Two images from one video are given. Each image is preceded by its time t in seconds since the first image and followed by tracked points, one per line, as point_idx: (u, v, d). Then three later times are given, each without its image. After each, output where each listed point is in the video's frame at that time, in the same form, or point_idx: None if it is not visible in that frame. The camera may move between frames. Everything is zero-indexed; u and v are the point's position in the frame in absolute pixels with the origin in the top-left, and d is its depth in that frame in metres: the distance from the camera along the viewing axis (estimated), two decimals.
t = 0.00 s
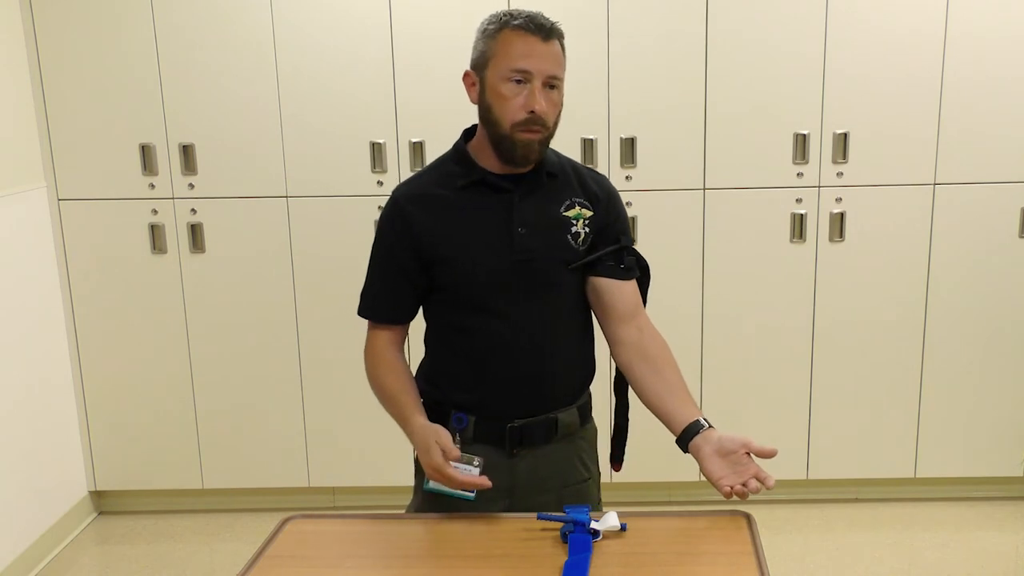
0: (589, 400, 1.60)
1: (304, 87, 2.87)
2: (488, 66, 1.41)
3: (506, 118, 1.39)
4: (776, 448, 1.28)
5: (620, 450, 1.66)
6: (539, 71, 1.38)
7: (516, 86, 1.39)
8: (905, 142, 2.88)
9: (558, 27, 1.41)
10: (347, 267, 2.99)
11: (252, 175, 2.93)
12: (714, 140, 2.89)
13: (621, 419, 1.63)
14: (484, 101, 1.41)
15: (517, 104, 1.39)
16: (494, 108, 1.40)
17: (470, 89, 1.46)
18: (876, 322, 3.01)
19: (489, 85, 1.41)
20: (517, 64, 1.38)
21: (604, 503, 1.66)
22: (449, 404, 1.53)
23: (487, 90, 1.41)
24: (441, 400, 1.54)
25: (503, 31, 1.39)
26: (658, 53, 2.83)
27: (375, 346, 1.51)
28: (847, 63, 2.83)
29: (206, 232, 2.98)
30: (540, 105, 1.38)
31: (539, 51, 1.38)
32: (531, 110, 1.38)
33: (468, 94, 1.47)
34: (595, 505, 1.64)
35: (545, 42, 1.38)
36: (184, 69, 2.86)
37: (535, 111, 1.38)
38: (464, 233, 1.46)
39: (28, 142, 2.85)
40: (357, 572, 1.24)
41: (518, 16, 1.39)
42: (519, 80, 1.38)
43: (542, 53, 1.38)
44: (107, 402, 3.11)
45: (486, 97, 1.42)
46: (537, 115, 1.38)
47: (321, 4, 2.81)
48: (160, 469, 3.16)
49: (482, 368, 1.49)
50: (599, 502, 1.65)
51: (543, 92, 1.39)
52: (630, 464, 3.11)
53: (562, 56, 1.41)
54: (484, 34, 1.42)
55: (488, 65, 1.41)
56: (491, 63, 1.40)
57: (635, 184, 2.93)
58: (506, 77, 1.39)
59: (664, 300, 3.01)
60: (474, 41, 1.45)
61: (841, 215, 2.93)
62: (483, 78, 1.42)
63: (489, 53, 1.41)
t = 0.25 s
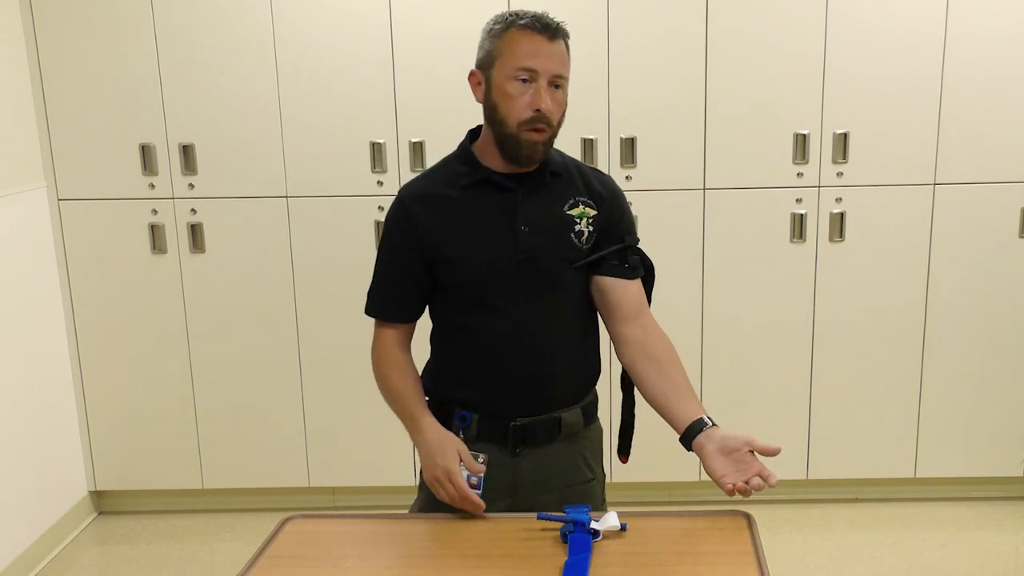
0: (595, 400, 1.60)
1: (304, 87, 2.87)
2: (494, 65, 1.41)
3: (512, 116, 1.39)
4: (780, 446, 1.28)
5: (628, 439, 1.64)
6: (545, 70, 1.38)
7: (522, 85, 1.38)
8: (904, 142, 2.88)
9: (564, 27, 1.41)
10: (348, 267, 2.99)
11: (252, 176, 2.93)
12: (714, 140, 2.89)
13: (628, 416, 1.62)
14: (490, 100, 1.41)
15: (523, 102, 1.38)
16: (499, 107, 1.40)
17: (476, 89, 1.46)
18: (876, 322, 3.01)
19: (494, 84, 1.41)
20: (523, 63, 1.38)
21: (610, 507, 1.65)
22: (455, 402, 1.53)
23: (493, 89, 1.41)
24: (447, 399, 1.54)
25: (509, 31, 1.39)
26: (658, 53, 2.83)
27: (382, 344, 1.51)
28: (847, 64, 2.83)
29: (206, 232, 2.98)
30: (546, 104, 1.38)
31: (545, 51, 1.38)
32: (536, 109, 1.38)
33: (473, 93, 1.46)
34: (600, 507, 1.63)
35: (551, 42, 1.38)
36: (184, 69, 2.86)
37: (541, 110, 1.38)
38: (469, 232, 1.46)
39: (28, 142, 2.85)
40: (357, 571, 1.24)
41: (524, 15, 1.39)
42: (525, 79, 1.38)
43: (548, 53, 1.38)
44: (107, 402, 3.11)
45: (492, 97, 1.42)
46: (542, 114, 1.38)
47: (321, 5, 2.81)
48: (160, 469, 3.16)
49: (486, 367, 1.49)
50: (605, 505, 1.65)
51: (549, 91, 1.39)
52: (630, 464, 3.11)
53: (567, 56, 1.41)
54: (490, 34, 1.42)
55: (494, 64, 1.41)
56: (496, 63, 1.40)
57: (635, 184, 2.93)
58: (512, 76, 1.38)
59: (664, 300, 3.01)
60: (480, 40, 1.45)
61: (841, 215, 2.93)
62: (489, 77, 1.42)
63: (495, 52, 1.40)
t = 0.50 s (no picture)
0: (599, 399, 1.59)
1: (304, 87, 2.87)
2: (499, 65, 1.41)
3: (516, 116, 1.39)
4: (780, 446, 1.28)
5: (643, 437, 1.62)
6: (549, 70, 1.38)
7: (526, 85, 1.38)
8: (904, 143, 2.88)
9: (568, 27, 1.41)
10: (348, 267, 2.99)
11: (252, 176, 2.93)
12: (714, 140, 2.89)
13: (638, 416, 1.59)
14: (494, 100, 1.41)
15: (526, 102, 1.38)
16: (503, 107, 1.40)
17: (481, 88, 1.47)
18: (876, 322, 3.01)
19: (499, 84, 1.41)
20: (528, 63, 1.38)
21: (612, 506, 1.65)
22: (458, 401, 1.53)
23: (497, 88, 1.41)
24: (451, 398, 1.54)
25: (514, 31, 1.39)
26: (658, 53, 2.83)
27: (388, 342, 1.52)
28: (847, 63, 2.83)
29: (206, 232, 2.98)
30: (550, 103, 1.38)
31: (549, 51, 1.38)
32: (541, 108, 1.38)
33: (479, 93, 1.47)
34: (602, 507, 1.63)
35: (556, 42, 1.38)
36: (184, 70, 2.86)
37: (545, 110, 1.38)
38: (472, 231, 1.46)
39: (28, 142, 2.86)
40: (357, 572, 1.24)
41: (529, 16, 1.40)
42: (530, 79, 1.38)
43: (552, 53, 1.38)
44: (107, 401, 3.12)
45: (496, 96, 1.41)
46: (547, 113, 1.38)
47: (321, 4, 2.81)
48: (160, 469, 3.16)
49: (489, 366, 1.49)
50: (607, 505, 1.65)
51: (553, 91, 1.39)
52: (630, 464, 3.11)
53: (572, 56, 1.41)
54: (495, 34, 1.43)
55: (499, 64, 1.41)
56: (501, 62, 1.40)
57: (635, 184, 2.93)
58: (517, 76, 1.39)
59: (664, 299, 3.01)
60: (485, 40, 1.45)
61: (841, 215, 2.93)
62: (494, 77, 1.42)
63: (500, 52, 1.41)
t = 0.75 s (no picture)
0: (600, 400, 1.59)
1: (304, 87, 2.87)
2: (500, 66, 1.41)
3: (516, 116, 1.39)
4: (777, 450, 1.28)
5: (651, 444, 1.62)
6: (550, 71, 1.38)
7: (526, 86, 1.38)
8: (904, 143, 2.88)
9: (569, 28, 1.41)
10: (348, 267, 2.99)
11: (252, 175, 2.93)
12: (714, 140, 2.89)
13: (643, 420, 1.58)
14: (495, 100, 1.41)
15: (527, 103, 1.38)
16: (504, 108, 1.40)
17: (482, 89, 1.46)
18: (876, 322, 3.01)
19: (499, 84, 1.41)
20: (528, 63, 1.37)
21: (612, 507, 1.65)
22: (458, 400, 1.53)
23: (498, 89, 1.41)
24: (452, 397, 1.54)
25: (515, 32, 1.39)
26: (658, 53, 2.83)
27: (390, 340, 1.52)
28: (847, 63, 2.83)
29: (206, 232, 2.98)
30: (550, 104, 1.38)
31: (550, 51, 1.37)
32: (540, 109, 1.38)
33: (480, 93, 1.46)
34: (602, 507, 1.63)
35: (556, 43, 1.38)
36: (184, 69, 2.86)
37: (544, 111, 1.38)
38: (473, 231, 1.46)
39: (28, 142, 2.85)
40: (356, 571, 1.24)
41: (529, 17, 1.39)
42: (530, 80, 1.38)
43: (553, 54, 1.37)
44: (107, 401, 3.11)
45: (497, 96, 1.41)
46: (546, 114, 1.38)
47: (321, 4, 2.81)
48: (160, 469, 3.16)
49: (489, 366, 1.49)
50: (607, 505, 1.65)
51: (553, 92, 1.39)
52: (630, 465, 3.11)
53: (573, 57, 1.41)
54: (496, 34, 1.42)
55: (499, 64, 1.41)
56: (502, 63, 1.40)
57: (635, 184, 2.93)
58: (517, 77, 1.38)
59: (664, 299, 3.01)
60: (486, 40, 1.45)
61: (841, 215, 2.93)
62: (495, 77, 1.42)
63: (501, 52, 1.41)
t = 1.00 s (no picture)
0: (597, 402, 1.59)
1: (305, 87, 2.87)
2: (499, 63, 1.41)
3: (516, 112, 1.39)
4: (777, 448, 1.28)
5: (633, 447, 1.64)
6: (550, 67, 1.39)
7: (527, 82, 1.39)
8: (904, 143, 2.88)
9: (568, 27, 1.42)
10: (348, 267, 2.99)
11: (252, 175, 2.93)
12: (714, 140, 2.89)
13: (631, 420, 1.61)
14: (495, 97, 1.42)
15: (527, 99, 1.39)
16: (504, 104, 1.40)
17: (481, 87, 1.47)
18: (876, 322, 3.01)
19: (499, 82, 1.41)
20: (529, 60, 1.38)
21: (610, 508, 1.65)
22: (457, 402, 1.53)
23: (498, 86, 1.41)
24: (450, 398, 1.54)
25: (514, 30, 1.40)
26: (658, 53, 2.83)
27: (380, 338, 1.52)
28: (847, 63, 2.83)
29: (206, 232, 2.98)
30: (550, 100, 1.38)
31: (550, 49, 1.38)
32: (541, 105, 1.38)
33: (479, 92, 1.47)
34: (600, 508, 1.64)
35: (556, 40, 1.39)
36: (184, 69, 2.86)
37: (545, 106, 1.38)
38: (471, 231, 1.47)
39: (28, 142, 2.85)
40: (357, 571, 1.24)
41: (529, 15, 1.40)
42: (531, 77, 1.39)
43: (553, 51, 1.38)
44: (107, 401, 3.11)
45: (497, 93, 1.42)
46: (547, 109, 1.38)
47: (321, 4, 2.81)
48: (160, 469, 3.16)
49: (488, 365, 1.49)
50: (605, 507, 1.65)
51: (553, 88, 1.40)
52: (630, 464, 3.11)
53: (572, 55, 1.41)
54: (496, 33, 1.43)
55: (499, 62, 1.41)
56: (502, 60, 1.41)
57: (635, 184, 2.93)
58: (518, 73, 1.39)
59: (664, 299, 3.01)
60: (486, 40, 1.46)
61: (841, 215, 2.93)
62: (494, 75, 1.42)
63: (500, 50, 1.41)
